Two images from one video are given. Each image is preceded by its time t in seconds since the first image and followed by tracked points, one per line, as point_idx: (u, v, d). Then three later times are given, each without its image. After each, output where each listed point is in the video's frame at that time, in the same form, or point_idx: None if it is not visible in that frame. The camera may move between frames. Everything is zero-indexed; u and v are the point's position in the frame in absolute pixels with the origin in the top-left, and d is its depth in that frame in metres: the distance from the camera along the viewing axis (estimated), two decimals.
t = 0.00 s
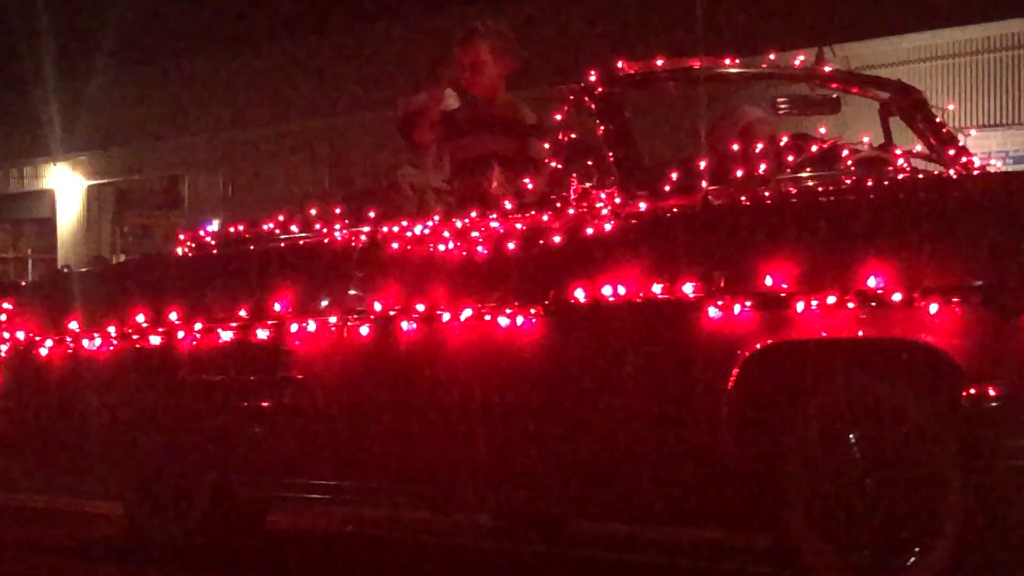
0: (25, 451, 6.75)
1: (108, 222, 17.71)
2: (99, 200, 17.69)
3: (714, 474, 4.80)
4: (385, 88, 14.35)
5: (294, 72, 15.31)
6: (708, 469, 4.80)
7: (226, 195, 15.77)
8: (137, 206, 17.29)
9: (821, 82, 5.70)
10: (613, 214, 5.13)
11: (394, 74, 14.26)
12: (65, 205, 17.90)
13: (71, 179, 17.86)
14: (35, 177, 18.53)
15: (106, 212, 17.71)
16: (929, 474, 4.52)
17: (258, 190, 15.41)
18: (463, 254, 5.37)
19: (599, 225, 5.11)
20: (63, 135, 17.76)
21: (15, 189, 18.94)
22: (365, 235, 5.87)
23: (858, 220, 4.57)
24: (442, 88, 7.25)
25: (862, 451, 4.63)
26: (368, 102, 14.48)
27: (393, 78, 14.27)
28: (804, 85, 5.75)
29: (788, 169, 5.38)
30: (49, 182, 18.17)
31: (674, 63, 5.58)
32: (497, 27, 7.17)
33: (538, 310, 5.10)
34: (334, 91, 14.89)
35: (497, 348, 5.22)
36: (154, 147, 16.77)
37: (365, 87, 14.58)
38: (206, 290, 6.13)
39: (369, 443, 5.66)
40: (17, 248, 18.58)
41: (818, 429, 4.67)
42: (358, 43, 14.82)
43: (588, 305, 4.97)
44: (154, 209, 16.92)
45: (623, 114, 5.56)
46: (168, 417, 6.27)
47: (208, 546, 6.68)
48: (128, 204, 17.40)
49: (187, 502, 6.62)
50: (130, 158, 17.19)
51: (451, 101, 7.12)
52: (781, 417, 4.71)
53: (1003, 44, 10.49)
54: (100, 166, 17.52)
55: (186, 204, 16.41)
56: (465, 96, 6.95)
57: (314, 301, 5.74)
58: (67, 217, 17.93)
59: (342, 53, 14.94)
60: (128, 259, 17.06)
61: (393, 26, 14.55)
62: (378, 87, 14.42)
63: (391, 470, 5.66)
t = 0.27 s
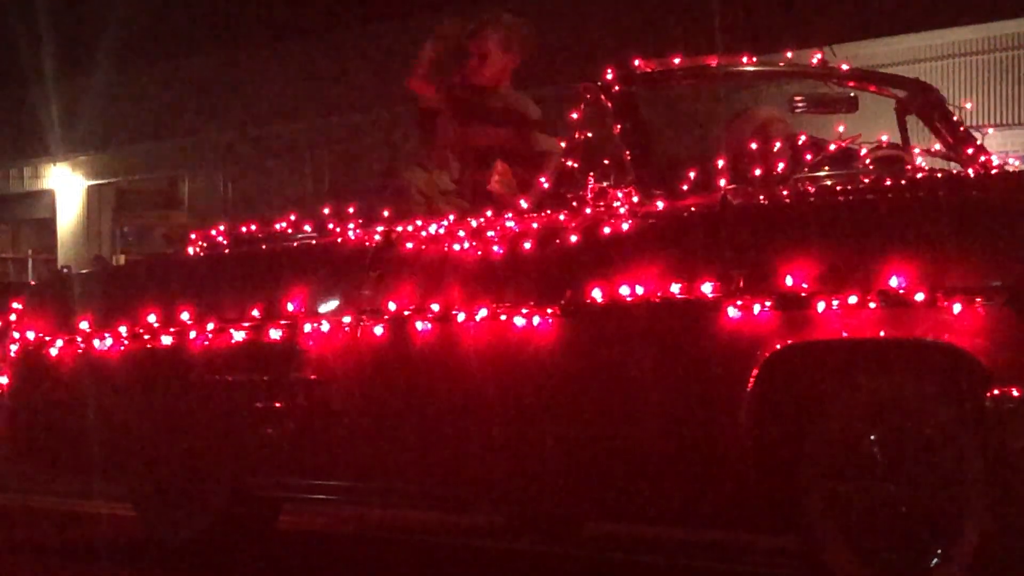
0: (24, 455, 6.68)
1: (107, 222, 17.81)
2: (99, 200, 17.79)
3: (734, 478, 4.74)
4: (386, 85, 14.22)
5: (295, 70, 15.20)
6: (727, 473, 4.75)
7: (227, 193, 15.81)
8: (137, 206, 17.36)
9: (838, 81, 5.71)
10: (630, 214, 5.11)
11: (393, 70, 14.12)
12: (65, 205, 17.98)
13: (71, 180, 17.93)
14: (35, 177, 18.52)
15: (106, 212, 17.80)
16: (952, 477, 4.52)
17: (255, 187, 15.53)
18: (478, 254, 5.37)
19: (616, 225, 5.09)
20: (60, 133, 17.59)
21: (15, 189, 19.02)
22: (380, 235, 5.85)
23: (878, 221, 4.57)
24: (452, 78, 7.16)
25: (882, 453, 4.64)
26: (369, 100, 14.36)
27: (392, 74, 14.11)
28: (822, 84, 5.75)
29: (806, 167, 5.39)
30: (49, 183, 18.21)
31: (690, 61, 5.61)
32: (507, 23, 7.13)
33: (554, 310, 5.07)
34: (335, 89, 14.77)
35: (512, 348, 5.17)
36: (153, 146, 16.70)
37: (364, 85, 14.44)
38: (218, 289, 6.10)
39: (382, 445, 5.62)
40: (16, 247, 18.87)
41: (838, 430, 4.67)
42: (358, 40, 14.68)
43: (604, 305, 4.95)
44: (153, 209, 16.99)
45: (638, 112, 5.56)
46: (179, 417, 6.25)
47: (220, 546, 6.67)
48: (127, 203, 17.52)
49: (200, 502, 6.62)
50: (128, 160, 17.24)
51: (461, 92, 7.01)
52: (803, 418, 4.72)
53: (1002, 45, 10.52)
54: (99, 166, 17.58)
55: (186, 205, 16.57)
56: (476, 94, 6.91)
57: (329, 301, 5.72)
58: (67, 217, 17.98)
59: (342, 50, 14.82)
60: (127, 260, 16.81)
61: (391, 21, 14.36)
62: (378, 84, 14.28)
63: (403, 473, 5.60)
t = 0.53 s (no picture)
0: (33, 455, 6.67)
1: (108, 222, 17.56)
2: (99, 201, 17.60)
3: (750, 478, 4.74)
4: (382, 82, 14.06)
5: (295, 67, 15.08)
6: (743, 474, 4.75)
7: (227, 193, 15.61)
8: (136, 205, 17.13)
9: (852, 79, 5.72)
10: (644, 213, 5.09)
11: (392, 68, 14.01)
12: (65, 205, 17.79)
13: (71, 179, 17.78)
14: (34, 177, 18.38)
15: (106, 212, 17.57)
16: (971, 478, 4.50)
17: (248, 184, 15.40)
18: (490, 254, 5.31)
19: (628, 224, 5.05)
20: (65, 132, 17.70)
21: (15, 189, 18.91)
22: (391, 235, 5.80)
23: (894, 219, 4.51)
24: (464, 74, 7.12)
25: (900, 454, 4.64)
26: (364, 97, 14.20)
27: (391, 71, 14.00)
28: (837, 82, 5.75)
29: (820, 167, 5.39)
30: (49, 183, 18.05)
31: (704, 60, 5.62)
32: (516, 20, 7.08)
33: (567, 310, 5.04)
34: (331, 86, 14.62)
35: (525, 349, 5.15)
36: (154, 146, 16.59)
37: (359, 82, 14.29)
38: (227, 289, 6.07)
39: (394, 445, 5.59)
40: (17, 247, 18.88)
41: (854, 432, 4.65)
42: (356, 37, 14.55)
43: (617, 305, 4.92)
44: (150, 209, 16.76)
45: (651, 111, 5.57)
46: (189, 417, 6.22)
47: (232, 547, 6.66)
48: (127, 202, 17.27)
49: (209, 502, 6.60)
50: (128, 159, 17.10)
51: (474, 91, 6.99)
52: (818, 419, 4.70)
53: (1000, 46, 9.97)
54: (98, 164, 17.45)
55: (186, 205, 16.21)
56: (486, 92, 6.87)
57: (338, 301, 5.68)
58: (67, 217, 17.80)
59: (339, 48, 14.69)
60: (128, 260, 16.78)
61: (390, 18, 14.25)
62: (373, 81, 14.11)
63: (414, 474, 5.57)
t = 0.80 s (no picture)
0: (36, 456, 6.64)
1: (107, 222, 17.50)
2: (99, 201, 17.53)
3: (759, 479, 4.71)
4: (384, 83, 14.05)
5: (297, 66, 15.06)
6: (753, 476, 4.71)
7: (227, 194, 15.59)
8: (137, 205, 17.04)
9: (861, 79, 5.74)
10: (653, 213, 5.10)
11: (394, 68, 13.99)
12: (65, 205, 17.74)
13: (71, 180, 17.73)
14: (35, 178, 18.42)
15: (105, 213, 17.52)
16: (982, 479, 4.48)
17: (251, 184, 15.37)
18: (498, 253, 5.33)
19: (638, 224, 5.06)
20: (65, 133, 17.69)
21: (17, 189, 18.95)
22: (398, 234, 5.79)
23: (903, 219, 4.53)
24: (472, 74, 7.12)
25: (911, 456, 4.61)
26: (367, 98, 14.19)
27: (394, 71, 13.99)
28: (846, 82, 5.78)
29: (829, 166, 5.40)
30: (50, 183, 18.07)
31: (712, 58, 5.69)
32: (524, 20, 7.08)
33: (575, 310, 5.02)
34: (334, 86, 14.61)
35: (534, 349, 5.13)
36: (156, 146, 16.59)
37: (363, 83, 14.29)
38: (233, 288, 6.05)
39: (400, 446, 5.57)
40: (17, 247, 18.74)
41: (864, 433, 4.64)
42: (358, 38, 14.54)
43: (626, 305, 4.90)
44: (151, 209, 16.73)
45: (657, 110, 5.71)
46: (194, 417, 6.21)
47: (238, 548, 6.64)
48: (127, 203, 17.20)
49: (214, 503, 6.58)
50: (129, 159, 16.98)
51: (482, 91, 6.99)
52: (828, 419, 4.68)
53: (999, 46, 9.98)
54: (100, 165, 17.37)
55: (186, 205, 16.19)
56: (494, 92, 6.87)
57: (344, 301, 5.66)
58: (67, 217, 17.74)
59: (341, 48, 14.68)
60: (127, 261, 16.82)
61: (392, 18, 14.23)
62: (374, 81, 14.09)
63: (421, 474, 5.54)
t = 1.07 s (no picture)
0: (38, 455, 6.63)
1: (107, 222, 17.37)
2: (99, 201, 17.45)
3: (764, 479, 4.70)
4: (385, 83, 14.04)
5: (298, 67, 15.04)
6: (758, 475, 4.71)
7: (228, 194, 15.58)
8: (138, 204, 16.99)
9: (865, 78, 5.76)
10: (657, 213, 5.10)
11: (396, 68, 13.97)
12: (65, 205, 17.66)
13: (71, 179, 17.64)
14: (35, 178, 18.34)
15: (105, 212, 17.41)
16: (988, 479, 4.48)
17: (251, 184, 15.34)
18: (502, 253, 5.29)
19: (642, 224, 5.06)
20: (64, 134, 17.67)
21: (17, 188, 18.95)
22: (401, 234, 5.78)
23: (909, 217, 4.52)
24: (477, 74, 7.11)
25: (916, 455, 4.61)
26: (368, 97, 14.18)
27: (396, 71, 13.98)
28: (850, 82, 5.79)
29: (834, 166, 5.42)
30: (50, 183, 17.98)
31: (717, 57, 5.69)
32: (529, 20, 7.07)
33: (580, 310, 5.01)
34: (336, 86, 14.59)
35: (538, 349, 5.12)
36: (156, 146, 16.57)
37: (364, 83, 14.28)
38: (236, 288, 6.04)
39: (404, 446, 5.56)
40: (17, 247, 18.71)
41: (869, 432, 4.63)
42: (360, 37, 14.52)
43: (631, 304, 4.89)
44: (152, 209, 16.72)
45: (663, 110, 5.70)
46: (197, 416, 6.20)
47: (242, 548, 6.63)
48: (127, 202, 17.15)
49: (217, 503, 6.57)
50: (130, 159, 16.94)
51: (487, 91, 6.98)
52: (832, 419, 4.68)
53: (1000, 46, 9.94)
54: (101, 165, 17.33)
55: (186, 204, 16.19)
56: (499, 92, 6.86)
57: (348, 301, 5.66)
58: (67, 217, 17.70)
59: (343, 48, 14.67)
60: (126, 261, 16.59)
61: (394, 18, 14.21)
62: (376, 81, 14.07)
63: (425, 474, 5.54)
